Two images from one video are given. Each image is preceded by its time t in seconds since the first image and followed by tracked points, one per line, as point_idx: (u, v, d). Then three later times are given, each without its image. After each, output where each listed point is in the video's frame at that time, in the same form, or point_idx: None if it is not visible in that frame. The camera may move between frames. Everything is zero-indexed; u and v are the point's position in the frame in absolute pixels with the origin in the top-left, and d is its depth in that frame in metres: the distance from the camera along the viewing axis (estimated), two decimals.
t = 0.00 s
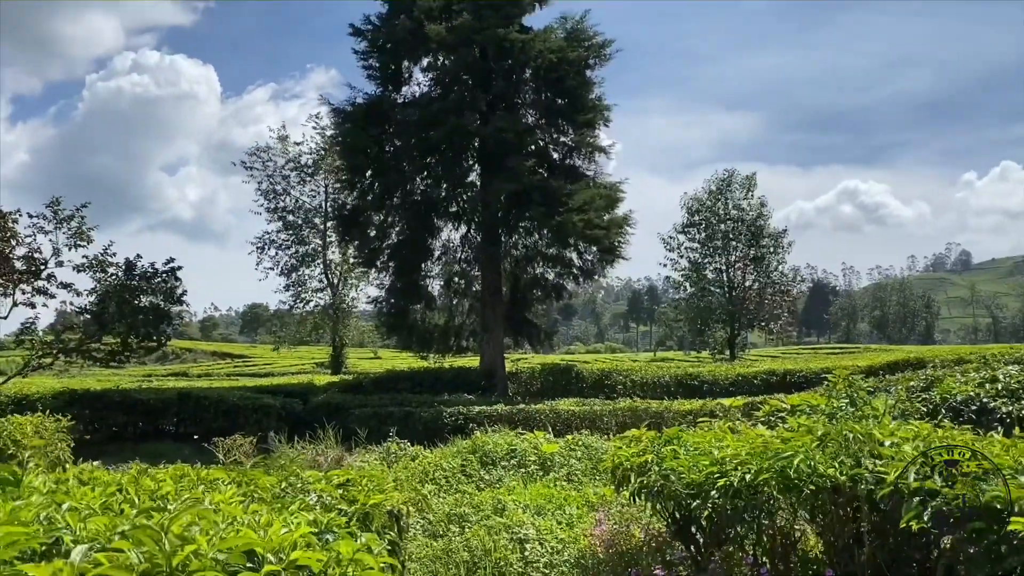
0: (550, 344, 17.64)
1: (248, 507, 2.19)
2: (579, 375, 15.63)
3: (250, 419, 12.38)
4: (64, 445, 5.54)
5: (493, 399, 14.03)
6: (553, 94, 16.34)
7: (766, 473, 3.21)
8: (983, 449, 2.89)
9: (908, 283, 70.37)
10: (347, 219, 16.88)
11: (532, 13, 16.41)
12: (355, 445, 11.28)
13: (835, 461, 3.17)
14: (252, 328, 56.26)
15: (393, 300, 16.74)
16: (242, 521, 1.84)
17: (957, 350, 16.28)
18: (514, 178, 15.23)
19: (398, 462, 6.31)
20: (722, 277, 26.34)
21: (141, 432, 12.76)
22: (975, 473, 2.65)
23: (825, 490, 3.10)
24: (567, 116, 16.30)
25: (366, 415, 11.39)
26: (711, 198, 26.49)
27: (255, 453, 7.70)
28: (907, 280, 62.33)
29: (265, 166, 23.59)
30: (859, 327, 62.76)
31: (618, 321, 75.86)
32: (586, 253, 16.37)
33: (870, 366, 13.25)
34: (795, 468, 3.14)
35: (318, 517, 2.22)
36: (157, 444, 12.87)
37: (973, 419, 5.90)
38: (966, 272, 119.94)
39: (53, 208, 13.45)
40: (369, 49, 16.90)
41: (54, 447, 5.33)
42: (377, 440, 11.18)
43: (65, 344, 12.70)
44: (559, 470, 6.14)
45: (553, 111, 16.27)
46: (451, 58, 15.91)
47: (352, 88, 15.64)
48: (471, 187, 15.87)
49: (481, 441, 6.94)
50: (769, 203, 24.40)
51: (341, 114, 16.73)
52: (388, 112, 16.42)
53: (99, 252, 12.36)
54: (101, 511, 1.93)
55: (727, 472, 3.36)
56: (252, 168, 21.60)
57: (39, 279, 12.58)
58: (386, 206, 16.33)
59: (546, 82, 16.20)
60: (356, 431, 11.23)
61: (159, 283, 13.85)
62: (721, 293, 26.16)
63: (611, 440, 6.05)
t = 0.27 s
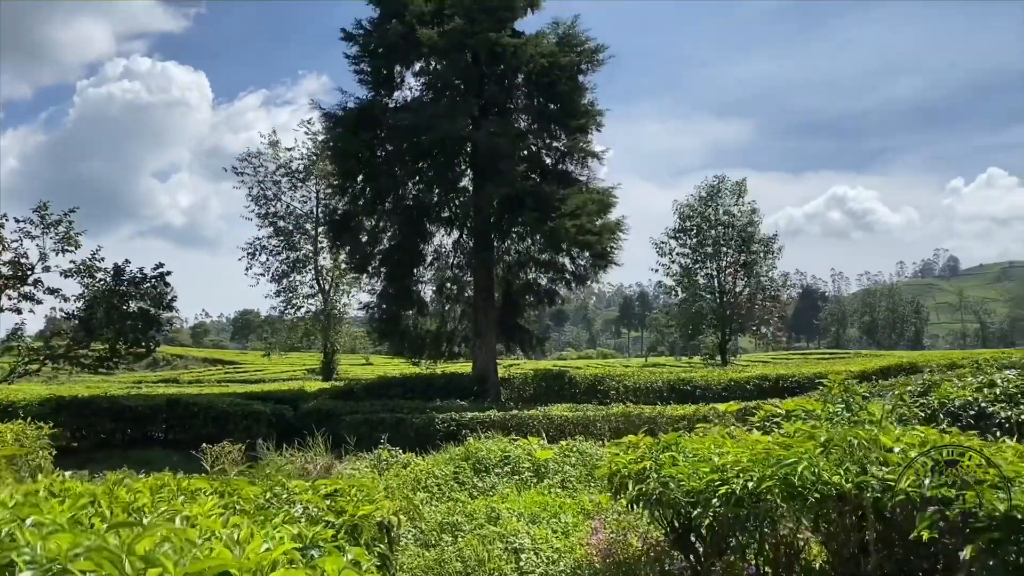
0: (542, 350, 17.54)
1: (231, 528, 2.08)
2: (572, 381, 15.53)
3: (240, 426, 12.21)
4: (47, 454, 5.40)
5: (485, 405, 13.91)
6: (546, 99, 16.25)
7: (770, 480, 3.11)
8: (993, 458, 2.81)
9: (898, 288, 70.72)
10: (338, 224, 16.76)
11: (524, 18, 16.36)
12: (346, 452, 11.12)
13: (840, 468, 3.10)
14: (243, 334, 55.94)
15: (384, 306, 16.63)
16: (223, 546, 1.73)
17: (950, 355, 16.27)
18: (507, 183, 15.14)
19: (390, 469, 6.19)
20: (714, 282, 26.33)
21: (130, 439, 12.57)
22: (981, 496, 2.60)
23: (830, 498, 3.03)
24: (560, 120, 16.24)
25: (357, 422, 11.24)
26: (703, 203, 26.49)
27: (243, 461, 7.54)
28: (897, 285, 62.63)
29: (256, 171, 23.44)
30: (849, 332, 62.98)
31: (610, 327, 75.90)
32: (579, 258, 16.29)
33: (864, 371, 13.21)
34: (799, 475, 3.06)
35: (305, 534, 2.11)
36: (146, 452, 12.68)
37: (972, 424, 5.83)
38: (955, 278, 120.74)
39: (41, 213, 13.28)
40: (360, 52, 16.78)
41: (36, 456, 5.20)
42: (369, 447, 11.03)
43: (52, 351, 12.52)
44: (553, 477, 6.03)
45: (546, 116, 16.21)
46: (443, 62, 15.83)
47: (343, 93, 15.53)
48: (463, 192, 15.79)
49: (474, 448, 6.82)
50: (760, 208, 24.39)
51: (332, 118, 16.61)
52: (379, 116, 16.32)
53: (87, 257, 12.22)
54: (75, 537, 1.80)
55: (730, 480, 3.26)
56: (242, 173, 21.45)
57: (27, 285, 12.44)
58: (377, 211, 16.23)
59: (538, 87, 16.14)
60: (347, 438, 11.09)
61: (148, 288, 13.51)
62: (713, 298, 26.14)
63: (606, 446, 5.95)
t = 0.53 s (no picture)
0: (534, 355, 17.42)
1: (217, 542, 1.92)
2: (564, 386, 15.41)
3: (228, 433, 12.00)
4: (27, 462, 5.22)
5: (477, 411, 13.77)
6: (539, 103, 16.13)
7: (778, 487, 3.00)
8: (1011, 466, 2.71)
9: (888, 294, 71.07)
10: (328, 228, 16.60)
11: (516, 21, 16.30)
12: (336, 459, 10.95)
13: (850, 475, 3.01)
14: (232, 340, 55.53)
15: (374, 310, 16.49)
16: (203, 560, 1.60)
17: (942, 360, 16.28)
18: (499, 187, 15.02)
19: (381, 476, 6.05)
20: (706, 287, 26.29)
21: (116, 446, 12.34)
22: (1004, 514, 2.57)
23: (841, 506, 2.93)
24: (552, 124, 16.16)
25: (347, 427, 11.09)
26: (694, 208, 26.46)
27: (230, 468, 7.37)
28: (886, 290, 62.92)
29: (246, 175, 23.24)
30: (839, 337, 63.21)
31: (601, 332, 75.88)
32: (572, 263, 16.20)
33: (858, 376, 13.16)
34: (808, 482, 2.96)
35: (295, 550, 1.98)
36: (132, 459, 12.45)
37: (973, 429, 5.74)
38: (943, 283, 121.58)
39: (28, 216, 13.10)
40: (351, 55, 16.67)
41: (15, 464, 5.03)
42: (359, 453, 10.86)
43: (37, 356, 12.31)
44: (548, 484, 5.91)
45: (539, 119, 16.03)
46: (435, 65, 15.72)
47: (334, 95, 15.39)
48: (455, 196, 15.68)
49: (467, 453, 6.68)
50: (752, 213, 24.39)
51: (323, 121, 16.46)
52: (370, 119, 16.18)
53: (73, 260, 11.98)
54: (51, 555, 1.66)
55: (736, 486, 3.15)
56: (232, 177, 21.25)
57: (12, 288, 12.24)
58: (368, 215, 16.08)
59: (531, 90, 16.05)
60: (337, 444, 10.91)
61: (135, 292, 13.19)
62: (705, 303, 26.09)
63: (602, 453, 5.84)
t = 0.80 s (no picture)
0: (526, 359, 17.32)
1: (203, 565, 1.82)
2: (557, 390, 15.31)
3: (217, 438, 11.82)
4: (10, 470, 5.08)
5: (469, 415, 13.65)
6: (532, 105, 16.10)
7: (785, 496, 2.93)
8: None
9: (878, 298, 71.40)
10: (319, 230, 16.46)
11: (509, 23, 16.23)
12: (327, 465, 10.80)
13: (858, 483, 2.96)
14: (223, 344, 55.13)
15: (365, 314, 16.37)
16: None
17: (935, 364, 16.27)
18: (491, 189, 14.91)
19: (373, 483, 5.93)
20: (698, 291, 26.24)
21: (104, 451, 12.13)
22: None
23: (851, 516, 2.88)
24: (545, 126, 16.09)
25: (338, 432, 10.95)
26: (686, 212, 26.44)
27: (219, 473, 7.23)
28: (877, 294, 63.20)
29: (236, 178, 23.06)
30: (830, 341, 63.42)
31: (593, 335, 75.90)
32: (565, 265, 16.12)
33: (852, 380, 13.12)
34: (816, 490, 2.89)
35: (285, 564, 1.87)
36: (119, 464, 12.24)
37: (974, 434, 5.66)
38: (932, 288, 122.30)
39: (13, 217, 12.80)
40: (343, 57, 16.56)
41: None
42: (350, 459, 10.70)
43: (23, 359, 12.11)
44: (543, 491, 5.81)
45: (531, 122, 16.04)
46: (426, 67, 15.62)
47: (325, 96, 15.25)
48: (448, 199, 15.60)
49: (461, 459, 6.56)
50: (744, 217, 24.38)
51: (314, 122, 16.33)
52: (362, 121, 16.06)
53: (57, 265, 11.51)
54: None
55: (741, 495, 3.06)
56: (222, 180, 21.08)
57: None
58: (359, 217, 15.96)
59: (524, 93, 15.99)
60: (328, 449, 10.78)
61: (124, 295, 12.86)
62: (697, 307, 26.04)
63: (598, 458, 5.75)
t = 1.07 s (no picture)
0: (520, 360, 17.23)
1: None
2: (552, 392, 15.23)
3: (207, 441, 11.64)
4: None
5: (463, 416, 13.55)
6: (526, 105, 16.04)
7: (789, 499, 2.85)
8: None
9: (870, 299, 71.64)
10: (311, 232, 16.34)
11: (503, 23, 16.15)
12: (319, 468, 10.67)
13: (863, 486, 2.89)
14: (215, 346, 54.76)
15: (358, 314, 16.37)
16: None
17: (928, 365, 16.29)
18: (484, 190, 14.76)
19: (365, 487, 5.81)
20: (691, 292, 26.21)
21: (93, 454, 11.93)
22: None
23: (854, 520, 2.82)
24: (539, 126, 16.06)
25: (331, 434, 10.83)
26: (679, 213, 26.41)
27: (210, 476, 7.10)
28: (869, 296, 63.40)
29: (228, 178, 22.90)
30: (822, 342, 63.58)
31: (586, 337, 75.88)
32: (559, 266, 16.05)
33: (846, 381, 13.11)
34: (821, 493, 2.82)
35: None
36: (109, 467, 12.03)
37: (971, 435, 5.61)
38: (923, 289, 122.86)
39: (0, 215, 12.55)
40: (335, 56, 16.42)
41: None
42: (341, 461, 10.62)
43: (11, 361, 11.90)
44: (538, 494, 5.71)
45: (525, 123, 16.06)
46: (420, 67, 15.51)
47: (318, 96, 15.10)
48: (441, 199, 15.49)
49: (454, 462, 6.46)
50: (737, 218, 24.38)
51: (307, 122, 16.19)
52: (355, 121, 15.94)
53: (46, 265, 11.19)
54: None
55: (743, 499, 2.98)
56: (214, 180, 20.91)
57: None
58: (352, 218, 15.85)
59: (517, 93, 15.91)
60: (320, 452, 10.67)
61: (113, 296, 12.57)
62: (690, 308, 26.01)
63: (594, 461, 5.66)
